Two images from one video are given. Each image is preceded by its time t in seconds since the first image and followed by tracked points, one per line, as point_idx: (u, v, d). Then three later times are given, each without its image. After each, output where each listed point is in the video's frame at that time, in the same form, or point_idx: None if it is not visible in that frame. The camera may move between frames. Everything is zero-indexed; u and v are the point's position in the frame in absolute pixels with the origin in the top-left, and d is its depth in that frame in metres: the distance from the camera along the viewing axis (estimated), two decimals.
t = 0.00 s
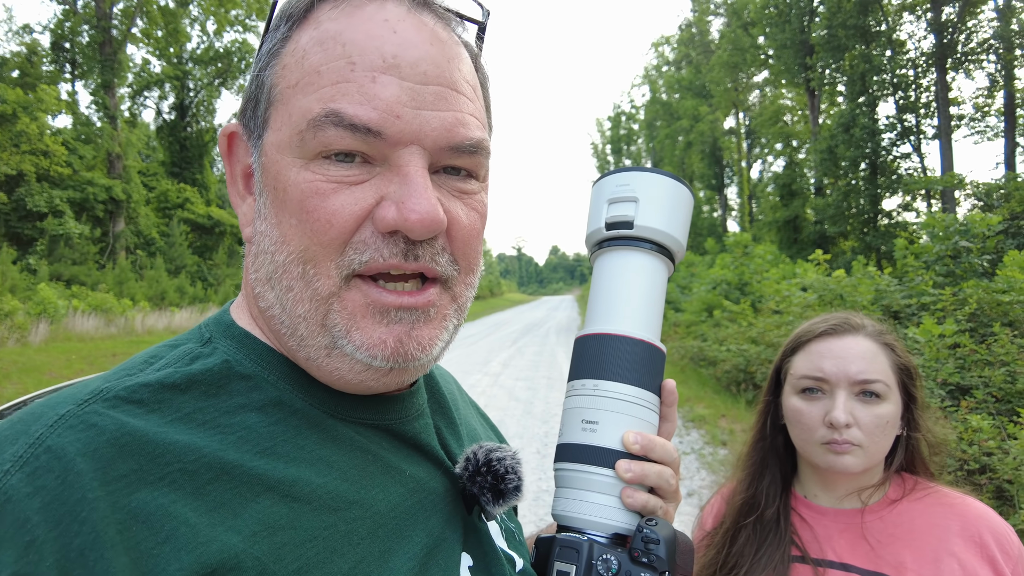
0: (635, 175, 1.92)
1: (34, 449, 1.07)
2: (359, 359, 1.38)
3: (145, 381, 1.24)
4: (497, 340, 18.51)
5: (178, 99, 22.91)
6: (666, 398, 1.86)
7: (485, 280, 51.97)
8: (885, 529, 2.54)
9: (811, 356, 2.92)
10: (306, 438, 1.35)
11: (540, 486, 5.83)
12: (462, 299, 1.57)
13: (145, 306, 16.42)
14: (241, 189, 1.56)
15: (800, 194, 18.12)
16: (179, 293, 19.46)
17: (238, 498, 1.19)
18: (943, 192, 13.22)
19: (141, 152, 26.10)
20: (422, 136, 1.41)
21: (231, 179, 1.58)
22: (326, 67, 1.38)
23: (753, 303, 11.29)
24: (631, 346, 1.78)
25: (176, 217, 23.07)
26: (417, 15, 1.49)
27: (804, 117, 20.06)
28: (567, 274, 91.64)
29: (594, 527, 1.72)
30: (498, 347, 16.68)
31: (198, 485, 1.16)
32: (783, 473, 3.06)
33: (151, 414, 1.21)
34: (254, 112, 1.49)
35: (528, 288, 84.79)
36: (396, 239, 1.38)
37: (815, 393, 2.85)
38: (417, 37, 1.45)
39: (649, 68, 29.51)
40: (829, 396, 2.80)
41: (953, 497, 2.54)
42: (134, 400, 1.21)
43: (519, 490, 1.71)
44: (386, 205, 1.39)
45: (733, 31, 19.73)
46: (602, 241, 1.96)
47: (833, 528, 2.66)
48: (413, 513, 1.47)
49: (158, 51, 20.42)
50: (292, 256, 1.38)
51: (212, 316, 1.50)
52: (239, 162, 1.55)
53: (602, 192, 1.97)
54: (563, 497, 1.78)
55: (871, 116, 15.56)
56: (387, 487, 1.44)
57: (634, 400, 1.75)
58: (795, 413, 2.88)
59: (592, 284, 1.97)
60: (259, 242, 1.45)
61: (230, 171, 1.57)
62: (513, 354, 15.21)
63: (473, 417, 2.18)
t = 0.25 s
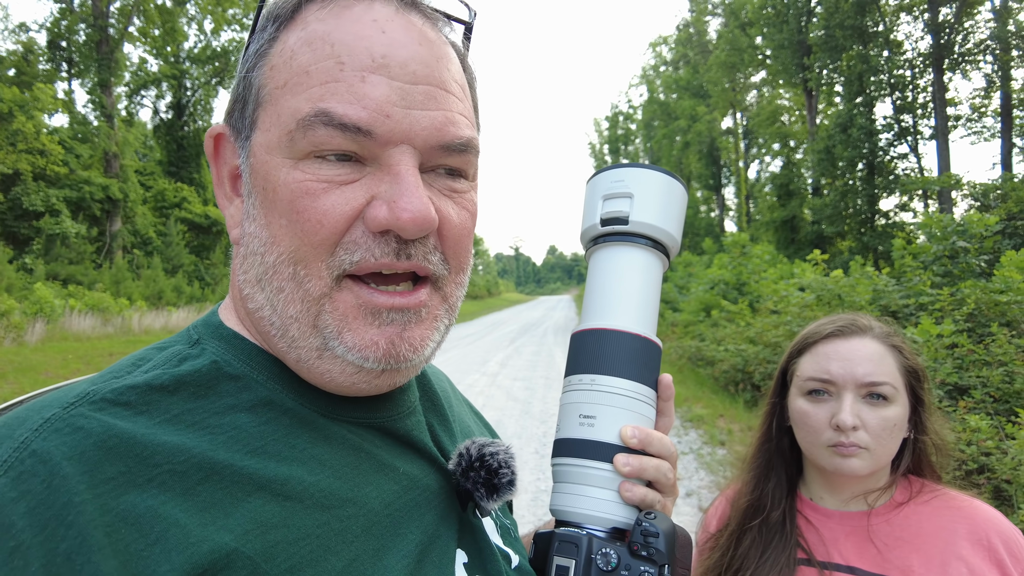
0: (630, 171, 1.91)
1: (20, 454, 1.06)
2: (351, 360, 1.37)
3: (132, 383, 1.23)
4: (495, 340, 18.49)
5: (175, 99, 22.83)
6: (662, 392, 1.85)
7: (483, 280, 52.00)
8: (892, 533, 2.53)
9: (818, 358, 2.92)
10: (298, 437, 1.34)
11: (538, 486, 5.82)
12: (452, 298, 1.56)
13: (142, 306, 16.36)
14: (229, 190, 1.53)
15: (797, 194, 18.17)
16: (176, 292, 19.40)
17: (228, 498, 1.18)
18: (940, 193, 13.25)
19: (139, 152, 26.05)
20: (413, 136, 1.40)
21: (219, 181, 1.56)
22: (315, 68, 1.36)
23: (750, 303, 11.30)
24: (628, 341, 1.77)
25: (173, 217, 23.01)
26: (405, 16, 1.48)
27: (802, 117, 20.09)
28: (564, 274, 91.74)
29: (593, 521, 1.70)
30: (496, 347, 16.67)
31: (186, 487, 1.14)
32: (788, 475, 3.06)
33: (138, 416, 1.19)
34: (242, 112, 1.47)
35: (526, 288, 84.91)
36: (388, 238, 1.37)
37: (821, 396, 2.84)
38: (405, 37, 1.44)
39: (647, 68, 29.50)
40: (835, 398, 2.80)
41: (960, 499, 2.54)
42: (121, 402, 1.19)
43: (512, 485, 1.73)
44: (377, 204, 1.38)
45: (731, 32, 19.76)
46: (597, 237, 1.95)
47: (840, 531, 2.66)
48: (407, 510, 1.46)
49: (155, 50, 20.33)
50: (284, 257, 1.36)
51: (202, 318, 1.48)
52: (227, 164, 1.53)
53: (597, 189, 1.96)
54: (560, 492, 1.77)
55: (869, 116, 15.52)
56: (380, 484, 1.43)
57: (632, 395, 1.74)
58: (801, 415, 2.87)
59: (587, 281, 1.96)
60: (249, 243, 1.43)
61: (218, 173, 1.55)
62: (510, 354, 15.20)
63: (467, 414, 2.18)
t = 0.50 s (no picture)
0: (624, 168, 1.91)
1: (12, 451, 1.05)
2: (344, 354, 1.36)
3: (125, 381, 1.22)
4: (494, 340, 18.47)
5: (174, 97, 22.79)
6: (654, 388, 1.85)
7: (483, 280, 52.00)
8: (895, 531, 2.53)
9: (820, 356, 2.91)
10: (292, 434, 1.33)
11: (537, 486, 5.80)
12: (445, 289, 1.56)
13: (140, 305, 16.35)
14: (220, 188, 1.53)
15: (796, 194, 18.18)
16: (175, 291, 19.37)
17: (223, 495, 1.17)
18: (939, 193, 13.27)
19: (137, 151, 26.01)
20: (403, 129, 1.40)
21: (210, 179, 1.55)
22: (305, 63, 1.35)
23: (750, 303, 11.30)
24: (621, 338, 1.77)
25: (172, 216, 22.98)
26: (393, 11, 1.47)
27: (801, 117, 20.08)
28: (563, 274, 91.77)
29: (586, 517, 1.70)
30: (495, 346, 16.66)
31: (181, 484, 1.14)
32: (790, 474, 3.05)
33: (131, 414, 1.18)
34: (232, 110, 1.46)
35: (525, 288, 84.95)
36: (380, 231, 1.37)
37: (823, 393, 2.84)
38: (393, 32, 1.44)
39: (646, 68, 29.50)
40: (837, 396, 2.79)
41: (963, 498, 2.54)
42: (115, 400, 1.18)
43: (504, 479, 1.71)
44: (369, 197, 1.37)
45: (730, 32, 19.76)
46: (589, 234, 1.94)
47: (842, 529, 2.66)
48: (400, 506, 1.46)
49: (154, 49, 20.29)
50: (275, 250, 1.36)
51: (194, 316, 1.47)
52: (218, 161, 1.52)
53: (589, 185, 1.96)
54: (552, 488, 1.77)
55: (868, 116, 15.50)
56: (373, 479, 1.43)
57: (625, 391, 1.74)
58: (803, 413, 2.87)
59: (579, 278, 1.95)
60: (240, 239, 1.43)
61: (209, 172, 1.54)
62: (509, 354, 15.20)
63: (459, 411, 2.17)
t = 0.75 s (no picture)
0: (610, 170, 1.91)
1: None
2: (328, 371, 1.36)
3: (111, 385, 1.21)
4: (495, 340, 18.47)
5: (176, 97, 22.81)
6: (639, 389, 1.85)
7: (484, 280, 52.02)
8: (891, 534, 2.52)
9: (816, 359, 2.90)
10: (278, 438, 1.33)
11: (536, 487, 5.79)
12: (432, 306, 1.56)
13: (142, 304, 16.36)
14: (208, 193, 1.52)
15: (798, 195, 18.14)
16: (176, 291, 19.39)
17: (208, 499, 1.17)
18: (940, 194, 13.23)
19: (139, 150, 26.05)
20: (392, 150, 1.39)
21: (200, 182, 1.55)
22: (294, 78, 1.35)
23: (750, 304, 11.29)
24: (606, 340, 1.76)
25: (173, 215, 23.01)
26: (388, 25, 1.46)
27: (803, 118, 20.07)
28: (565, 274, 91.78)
29: (572, 517, 1.69)
30: (495, 346, 16.67)
31: (167, 488, 1.14)
32: (786, 477, 3.05)
33: (118, 418, 1.18)
34: (221, 117, 1.46)
35: (526, 288, 84.96)
36: (365, 251, 1.37)
37: (817, 397, 2.83)
38: (387, 47, 1.43)
39: (648, 68, 29.49)
40: (832, 399, 2.78)
41: (960, 501, 2.53)
42: (101, 404, 1.18)
43: (492, 484, 1.71)
44: (355, 216, 1.37)
45: (732, 33, 19.76)
46: (575, 236, 1.94)
47: (839, 532, 2.65)
48: (388, 510, 1.46)
49: (156, 49, 20.31)
50: (259, 263, 1.35)
51: (181, 319, 1.47)
52: (208, 166, 1.52)
53: (576, 186, 1.95)
54: (539, 489, 1.76)
55: (870, 117, 15.49)
56: (361, 483, 1.43)
57: (609, 391, 1.73)
58: (797, 416, 2.86)
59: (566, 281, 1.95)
60: (225, 247, 1.42)
61: (199, 174, 1.54)
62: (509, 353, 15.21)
63: (448, 414, 2.16)
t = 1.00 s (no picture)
0: (619, 174, 1.92)
1: None
2: (329, 362, 1.36)
3: (108, 384, 1.22)
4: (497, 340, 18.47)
5: (179, 97, 22.86)
6: (642, 394, 1.85)
7: (486, 280, 52.02)
8: (883, 531, 2.52)
9: (809, 357, 2.90)
10: (274, 438, 1.34)
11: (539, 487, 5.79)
12: (433, 297, 1.56)
13: (145, 304, 16.42)
14: (206, 192, 1.53)
15: (801, 195, 18.09)
16: (179, 291, 19.43)
17: (206, 499, 1.18)
18: (944, 193, 13.18)
19: (142, 150, 26.12)
20: (390, 140, 1.40)
21: (197, 182, 1.55)
22: (291, 69, 1.35)
23: (753, 304, 11.27)
24: (609, 343, 1.76)
25: (177, 216, 23.05)
26: (384, 18, 1.47)
27: (806, 118, 20.03)
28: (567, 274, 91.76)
29: (571, 519, 1.69)
30: (497, 346, 16.67)
31: (164, 488, 1.14)
32: (780, 476, 3.05)
33: (115, 417, 1.19)
34: (219, 114, 1.47)
35: (529, 288, 85.02)
36: (365, 241, 1.37)
37: (811, 394, 2.83)
38: (382, 39, 1.43)
39: (651, 68, 29.45)
40: (825, 397, 2.78)
41: (956, 500, 2.52)
42: (97, 403, 1.18)
43: (489, 486, 1.72)
44: (353, 207, 1.37)
45: (735, 32, 19.74)
46: (582, 238, 1.95)
47: (831, 529, 2.64)
48: (385, 510, 1.46)
49: (159, 49, 20.37)
50: (258, 256, 1.36)
51: (179, 319, 1.47)
52: (205, 164, 1.53)
53: (584, 190, 1.96)
54: (538, 490, 1.75)
55: (873, 117, 15.45)
56: (358, 483, 1.44)
57: (611, 395, 1.74)
58: (792, 414, 2.85)
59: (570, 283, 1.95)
60: (224, 244, 1.43)
61: (196, 173, 1.54)
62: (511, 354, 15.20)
63: (445, 415, 2.16)
